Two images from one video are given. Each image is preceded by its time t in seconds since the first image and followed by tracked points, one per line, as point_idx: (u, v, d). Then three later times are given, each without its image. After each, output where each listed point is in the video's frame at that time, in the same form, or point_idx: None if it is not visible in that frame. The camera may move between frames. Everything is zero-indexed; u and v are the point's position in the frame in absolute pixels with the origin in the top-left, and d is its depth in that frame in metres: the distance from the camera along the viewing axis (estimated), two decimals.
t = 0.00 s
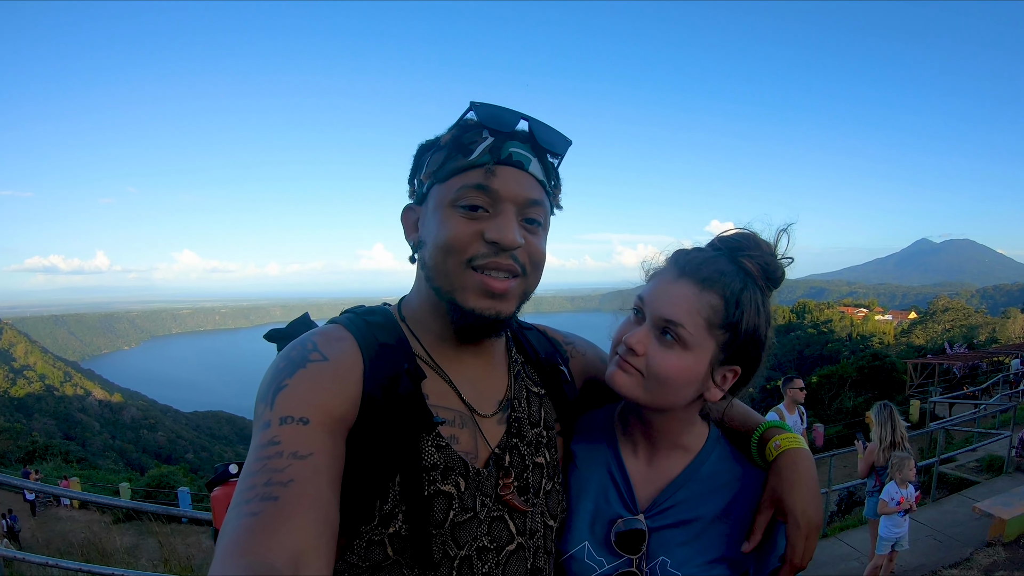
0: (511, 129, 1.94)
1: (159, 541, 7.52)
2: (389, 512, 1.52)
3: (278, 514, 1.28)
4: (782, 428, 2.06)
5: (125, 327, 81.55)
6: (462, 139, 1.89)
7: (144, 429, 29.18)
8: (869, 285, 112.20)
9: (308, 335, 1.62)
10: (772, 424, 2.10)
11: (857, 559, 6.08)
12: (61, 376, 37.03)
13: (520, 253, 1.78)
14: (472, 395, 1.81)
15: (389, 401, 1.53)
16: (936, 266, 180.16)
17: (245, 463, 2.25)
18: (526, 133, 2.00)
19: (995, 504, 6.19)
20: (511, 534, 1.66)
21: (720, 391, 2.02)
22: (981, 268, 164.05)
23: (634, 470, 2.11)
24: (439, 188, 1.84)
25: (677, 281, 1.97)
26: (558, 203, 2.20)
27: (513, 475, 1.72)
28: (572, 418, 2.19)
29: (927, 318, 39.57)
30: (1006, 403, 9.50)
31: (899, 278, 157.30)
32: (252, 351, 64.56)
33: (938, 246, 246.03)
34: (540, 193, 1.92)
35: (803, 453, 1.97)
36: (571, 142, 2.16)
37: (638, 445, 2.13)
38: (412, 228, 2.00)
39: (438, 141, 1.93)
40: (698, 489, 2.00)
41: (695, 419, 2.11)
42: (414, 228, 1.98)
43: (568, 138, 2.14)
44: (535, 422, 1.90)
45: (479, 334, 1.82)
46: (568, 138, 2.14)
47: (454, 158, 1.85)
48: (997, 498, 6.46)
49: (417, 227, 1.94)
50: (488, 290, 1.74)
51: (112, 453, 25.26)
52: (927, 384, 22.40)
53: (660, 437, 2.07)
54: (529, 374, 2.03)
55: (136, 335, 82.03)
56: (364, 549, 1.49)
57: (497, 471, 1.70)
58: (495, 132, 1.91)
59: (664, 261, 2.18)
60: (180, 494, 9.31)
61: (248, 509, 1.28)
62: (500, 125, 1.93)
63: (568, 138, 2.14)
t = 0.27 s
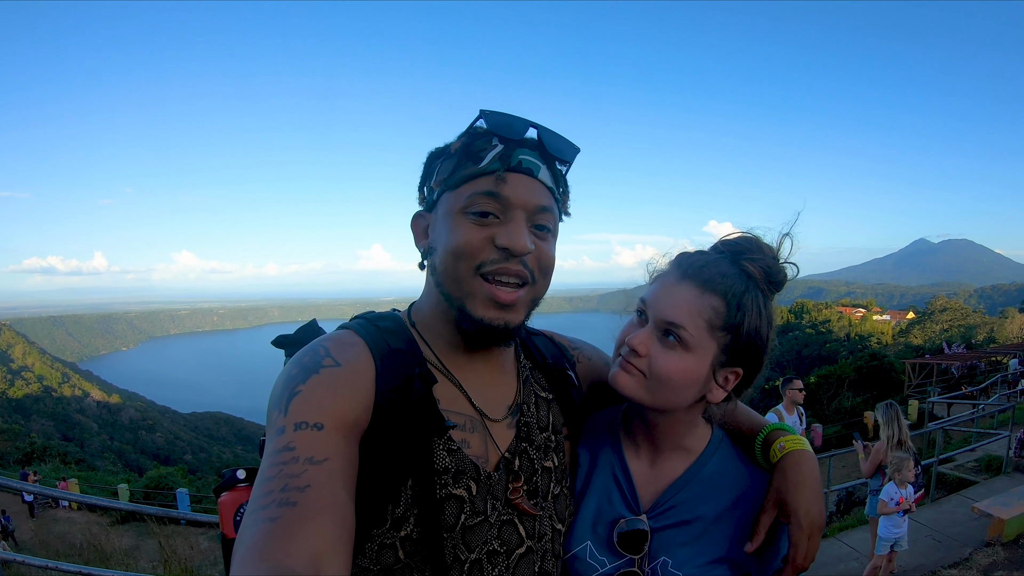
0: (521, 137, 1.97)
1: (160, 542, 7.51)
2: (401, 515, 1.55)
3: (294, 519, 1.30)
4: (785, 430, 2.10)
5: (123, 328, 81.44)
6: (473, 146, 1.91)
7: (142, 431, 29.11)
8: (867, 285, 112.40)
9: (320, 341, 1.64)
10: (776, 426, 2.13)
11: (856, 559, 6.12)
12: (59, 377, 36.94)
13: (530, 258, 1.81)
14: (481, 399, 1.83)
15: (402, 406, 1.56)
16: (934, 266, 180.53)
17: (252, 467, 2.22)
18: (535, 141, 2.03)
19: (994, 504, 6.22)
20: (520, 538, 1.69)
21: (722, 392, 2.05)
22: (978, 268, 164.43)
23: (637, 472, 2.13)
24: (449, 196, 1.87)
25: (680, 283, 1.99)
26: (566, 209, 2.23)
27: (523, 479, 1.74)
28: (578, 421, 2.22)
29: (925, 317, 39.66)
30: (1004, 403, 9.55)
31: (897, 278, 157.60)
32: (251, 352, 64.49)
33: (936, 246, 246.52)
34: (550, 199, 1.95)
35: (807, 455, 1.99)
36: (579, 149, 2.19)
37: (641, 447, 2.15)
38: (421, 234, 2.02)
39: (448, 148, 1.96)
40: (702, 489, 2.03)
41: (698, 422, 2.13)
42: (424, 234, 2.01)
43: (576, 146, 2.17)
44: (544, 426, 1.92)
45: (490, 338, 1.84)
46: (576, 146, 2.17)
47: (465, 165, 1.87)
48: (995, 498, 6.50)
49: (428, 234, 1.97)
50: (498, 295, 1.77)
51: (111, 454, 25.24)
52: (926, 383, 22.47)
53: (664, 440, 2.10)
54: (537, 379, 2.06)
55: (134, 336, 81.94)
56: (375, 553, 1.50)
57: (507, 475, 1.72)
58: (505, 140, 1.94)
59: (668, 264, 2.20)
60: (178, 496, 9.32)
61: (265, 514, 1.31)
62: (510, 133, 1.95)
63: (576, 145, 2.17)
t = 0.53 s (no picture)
0: (519, 136, 1.96)
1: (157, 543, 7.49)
2: (397, 515, 1.53)
3: (293, 517, 1.28)
4: (784, 429, 2.09)
5: (120, 329, 81.18)
6: (471, 145, 1.90)
7: (139, 431, 28.97)
8: (864, 285, 112.62)
9: (318, 338, 1.63)
10: (776, 426, 2.12)
11: (853, 558, 6.12)
12: (56, 377, 36.76)
13: (529, 257, 1.80)
14: (480, 399, 1.82)
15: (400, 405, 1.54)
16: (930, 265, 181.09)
17: (245, 466, 2.20)
18: (534, 140, 2.02)
19: (991, 502, 6.23)
20: (516, 540, 1.68)
21: (726, 393, 2.04)
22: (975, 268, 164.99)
23: (637, 472, 2.11)
24: (447, 194, 1.86)
25: (683, 283, 1.98)
26: (565, 208, 2.22)
27: (519, 481, 1.73)
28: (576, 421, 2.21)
29: (921, 316, 39.75)
30: (1000, 402, 9.57)
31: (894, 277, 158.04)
32: (248, 352, 64.32)
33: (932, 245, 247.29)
34: (548, 198, 1.94)
35: (807, 454, 1.99)
36: (578, 148, 2.18)
37: (641, 447, 2.14)
38: (421, 234, 2.00)
39: (446, 147, 1.95)
40: (702, 489, 2.02)
41: (699, 423, 2.12)
42: (423, 234, 1.99)
43: (575, 145, 2.15)
44: (541, 428, 1.91)
45: (489, 336, 1.82)
46: (575, 145, 2.15)
47: (463, 164, 1.86)
48: (992, 496, 6.51)
49: (426, 233, 1.95)
50: (497, 294, 1.75)
51: (107, 455, 25.11)
52: (922, 382, 22.53)
53: (663, 440, 2.08)
54: (535, 380, 2.04)
55: (131, 337, 81.62)
56: (371, 553, 1.49)
57: (505, 476, 1.71)
58: (504, 138, 1.93)
59: (669, 264, 2.19)
60: (176, 498, 9.31)
61: (262, 513, 1.29)
62: (508, 131, 1.94)
63: (575, 145, 2.15)
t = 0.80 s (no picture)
0: (515, 143, 1.93)
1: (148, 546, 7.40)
2: (386, 520, 1.50)
3: (286, 520, 1.25)
4: (776, 432, 2.08)
5: (110, 329, 80.45)
6: (467, 153, 1.87)
7: (130, 433, 28.69)
8: (855, 285, 113.41)
9: (313, 341, 1.60)
10: (767, 428, 2.12)
11: (845, 558, 6.14)
12: (46, 379, 36.38)
13: (523, 265, 1.77)
14: (471, 406, 1.79)
15: (392, 410, 1.51)
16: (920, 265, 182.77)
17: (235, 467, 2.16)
18: (530, 148, 1.99)
19: (981, 501, 6.27)
20: (504, 548, 1.64)
21: (717, 400, 2.02)
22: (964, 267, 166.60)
23: (630, 478, 2.09)
24: (443, 201, 1.83)
25: (677, 288, 1.96)
26: (561, 217, 2.20)
27: (509, 489, 1.71)
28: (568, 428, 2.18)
29: (912, 316, 40.07)
30: (990, 401, 9.64)
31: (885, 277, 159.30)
32: (240, 353, 63.93)
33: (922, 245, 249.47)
34: (543, 206, 1.91)
35: (798, 457, 1.97)
36: (574, 157, 2.16)
37: (634, 452, 2.12)
38: (416, 242, 1.97)
39: (442, 155, 1.92)
40: (696, 494, 2.00)
41: (692, 430, 2.10)
42: (419, 241, 1.97)
43: (572, 153, 2.13)
44: (532, 437, 1.89)
45: (482, 343, 1.80)
46: (571, 153, 2.13)
47: (458, 171, 1.84)
48: (982, 495, 6.55)
49: (422, 241, 1.93)
50: (491, 301, 1.72)
51: (98, 457, 24.81)
52: (913, 381, 22.70)
53: (656, 446, 2.06)
54: (526, 389, 2.02)
55: (121, 337, 80.81)
56: (358, 558, 1.45)
57: (494, 485, 1.68)
58: (500, 146, 1.90)
59: (663, 269, 2.18)
60: (167, 500, 9.20)
61: (253, 515, 1.26)
62: (504, 139, 1.92)
63: (572, 152, 2.13)
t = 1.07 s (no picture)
0: (502, 145, 1.90)
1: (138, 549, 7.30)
2: (371, 526, 1.46)
3: (268, 525, 1.21)
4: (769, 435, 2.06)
5: (99, 329, 79.56)
6: (453, 155, 1.84)
7: (120, 433, 28.36)
8: (846, 285, 114.24)
9: (298, 343, 1.56)
10: (760, 431, 2.10)
11: (837, 557, 6.16)
12: (34, 380, 35.91)
13: (510, 268, 1.74)
14: (458, 411, 1.76)
15: (377, 414, 1.48)
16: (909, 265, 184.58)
17: (222, 471, 2.22)
18: (516, 150, 1.96)
19: (972, 500, 6.30)
20: (491, 554, 1.60)
21: (709, 404, 1.99)
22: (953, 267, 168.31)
23: (621, 483, 2.07)
24: (429, 205, 1.80)
25: (667, 292, 1.94)
26: (548, 219, 2.17)
27: (495, 494, 1.67)
28: (557, 433, 2.15)
29: (901, 315, 40.38)
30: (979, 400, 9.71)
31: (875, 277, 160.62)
32: (232, 353, 63.47)
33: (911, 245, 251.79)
34: (530, 208, 1.88)
35: (793, 461, 1.96)
36: (562, 158, 2.13)
37: (626, 457, 2.09)
38: (403, 245, 1.94)
39: (428, 157, 1.89)
40: (688, 499, 1.97)
41: (683, 433, 2.07)
42: (405, 244, 1.93)
43: (559, 155, 2.10)
44: (519, 441, 1.86)
45: (469, 347, 1.76)
46: (559, 154, 2.10)
47: (444, 174, 1.81)
48: (973, 494, 6.59)
49: (408, 244, 1.89)
50: (478, 305, 1.69)
51: (88, 458, 24.48)
52: (902, 380, 22.87)
53: (647, 450, 2.03)
54: (513, 393, 1.99)
55: (111, 337, 79.91)
56: (343, 564, 1.41)
57: (481, 490, 1.65)
58: (486, 148, 1.87)
59: (653, 272, 2.15)
60: (157, 502, 9.09)
61: (234, 520, 1.22)
62: (491, 141, 1.89)
63: (559, 154, 2.10)
